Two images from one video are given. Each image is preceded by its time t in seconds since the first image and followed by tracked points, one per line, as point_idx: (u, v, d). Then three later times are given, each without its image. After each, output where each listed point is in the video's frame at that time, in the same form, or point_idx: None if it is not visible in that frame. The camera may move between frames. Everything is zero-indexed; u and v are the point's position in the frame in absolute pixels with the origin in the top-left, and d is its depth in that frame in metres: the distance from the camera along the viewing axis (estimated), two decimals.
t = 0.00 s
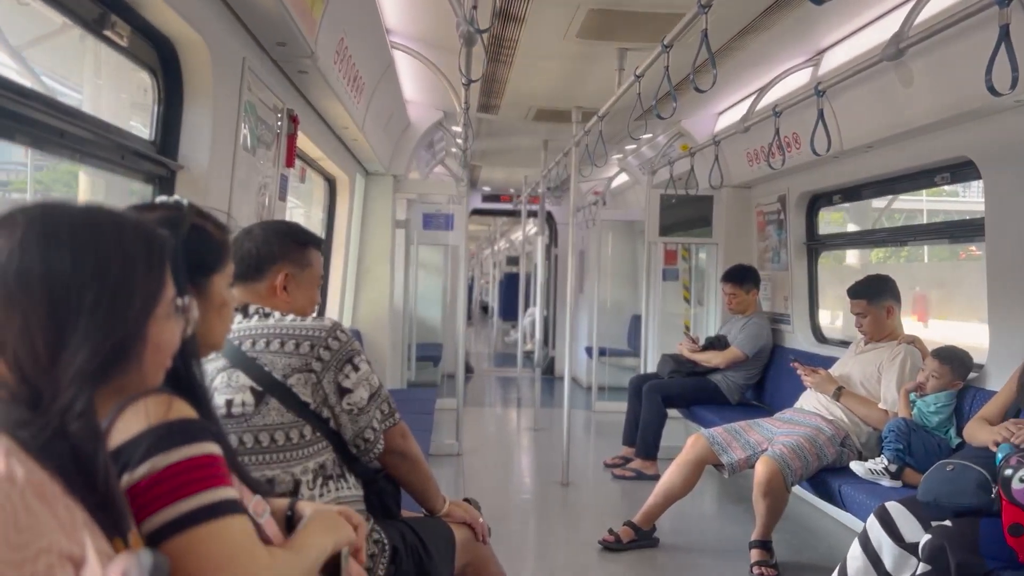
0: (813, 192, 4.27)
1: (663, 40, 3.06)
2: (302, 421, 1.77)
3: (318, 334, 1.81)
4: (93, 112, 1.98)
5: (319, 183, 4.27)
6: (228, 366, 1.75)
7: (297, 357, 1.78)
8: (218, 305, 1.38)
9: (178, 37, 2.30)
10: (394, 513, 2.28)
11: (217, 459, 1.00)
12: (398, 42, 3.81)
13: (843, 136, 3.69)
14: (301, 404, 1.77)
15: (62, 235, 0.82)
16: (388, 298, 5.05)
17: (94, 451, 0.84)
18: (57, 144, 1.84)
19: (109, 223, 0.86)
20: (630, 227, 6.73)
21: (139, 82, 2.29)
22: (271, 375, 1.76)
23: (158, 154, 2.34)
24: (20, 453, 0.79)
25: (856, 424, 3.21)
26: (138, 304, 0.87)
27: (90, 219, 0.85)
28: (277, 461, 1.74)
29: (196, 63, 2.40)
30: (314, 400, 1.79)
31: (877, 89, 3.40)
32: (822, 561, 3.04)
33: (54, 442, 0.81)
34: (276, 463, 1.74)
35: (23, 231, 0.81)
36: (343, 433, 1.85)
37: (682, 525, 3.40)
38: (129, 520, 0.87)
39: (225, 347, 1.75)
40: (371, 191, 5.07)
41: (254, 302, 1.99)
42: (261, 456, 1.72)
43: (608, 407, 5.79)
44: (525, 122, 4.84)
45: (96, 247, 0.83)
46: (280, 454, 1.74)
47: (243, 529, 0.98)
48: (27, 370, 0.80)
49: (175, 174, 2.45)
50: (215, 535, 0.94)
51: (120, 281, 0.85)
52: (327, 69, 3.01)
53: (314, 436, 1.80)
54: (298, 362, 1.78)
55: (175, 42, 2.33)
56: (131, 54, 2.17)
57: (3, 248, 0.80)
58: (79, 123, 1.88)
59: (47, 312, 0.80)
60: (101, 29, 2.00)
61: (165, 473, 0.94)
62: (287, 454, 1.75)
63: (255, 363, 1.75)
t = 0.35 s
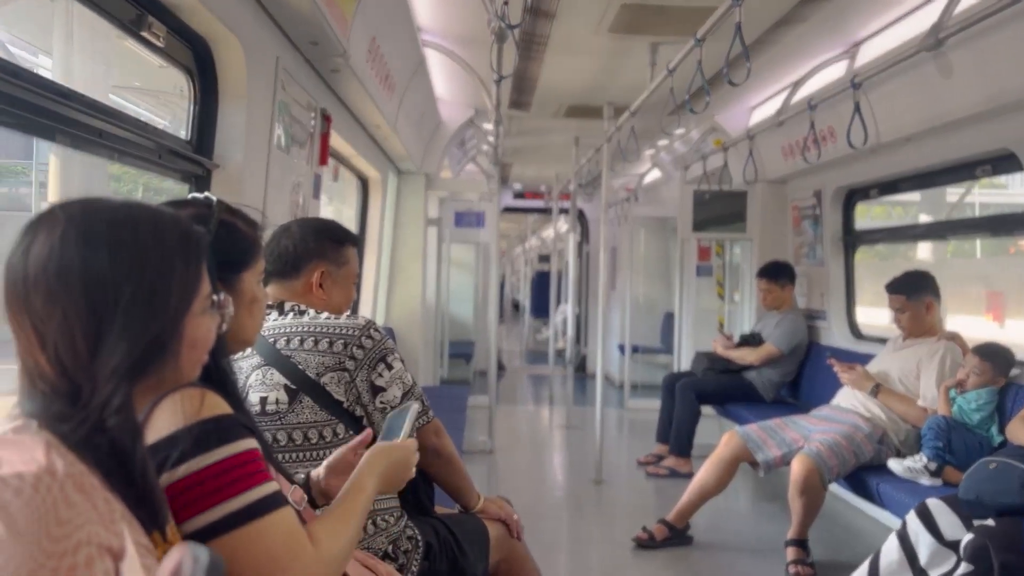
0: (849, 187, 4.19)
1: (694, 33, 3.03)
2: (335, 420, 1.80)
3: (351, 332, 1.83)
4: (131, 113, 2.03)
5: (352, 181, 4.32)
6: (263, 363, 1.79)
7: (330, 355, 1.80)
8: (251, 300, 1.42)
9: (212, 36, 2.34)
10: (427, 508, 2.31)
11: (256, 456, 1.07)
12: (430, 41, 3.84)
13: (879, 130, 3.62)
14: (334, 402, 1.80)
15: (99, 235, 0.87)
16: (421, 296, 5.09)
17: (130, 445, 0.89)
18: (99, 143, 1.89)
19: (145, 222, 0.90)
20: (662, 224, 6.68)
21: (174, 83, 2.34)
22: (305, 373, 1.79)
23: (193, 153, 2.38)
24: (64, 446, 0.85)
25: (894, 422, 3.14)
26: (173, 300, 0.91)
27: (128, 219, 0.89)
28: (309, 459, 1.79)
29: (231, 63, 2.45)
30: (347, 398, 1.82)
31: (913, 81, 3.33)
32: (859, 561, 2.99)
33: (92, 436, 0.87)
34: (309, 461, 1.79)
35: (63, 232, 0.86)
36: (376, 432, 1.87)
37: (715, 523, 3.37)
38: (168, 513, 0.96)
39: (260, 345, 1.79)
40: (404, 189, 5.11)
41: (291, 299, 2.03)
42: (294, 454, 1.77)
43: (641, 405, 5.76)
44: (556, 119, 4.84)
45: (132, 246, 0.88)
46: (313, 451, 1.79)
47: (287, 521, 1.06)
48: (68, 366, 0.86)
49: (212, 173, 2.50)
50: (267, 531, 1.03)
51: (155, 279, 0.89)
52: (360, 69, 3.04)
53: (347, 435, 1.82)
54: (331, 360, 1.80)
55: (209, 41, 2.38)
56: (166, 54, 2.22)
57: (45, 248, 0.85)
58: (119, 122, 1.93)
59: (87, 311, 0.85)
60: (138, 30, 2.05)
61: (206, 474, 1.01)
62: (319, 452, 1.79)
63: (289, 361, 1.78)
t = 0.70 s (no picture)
0: (894, 180, 4.10)
1: (737, 26, 2.99)
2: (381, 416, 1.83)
3: (396, 330, 1.84)
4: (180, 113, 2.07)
5: (391, 180, 4.35)
6: (310, 361, 1.82)
7: (376, 352, 1.81)
8: (298, 301, 1.49)
9: (257, 36, 2.38)
10: (473, 506, 2.31)
11: (316, 448, 1.16)
12: (469, 39, 3.85)
13: (926, 122, 3.53)
14: (380, 399, 1.82)
15: (174, 232, 0.89)
16: (460, 295, 5.11)
17: (199, 441, 0.91)
18: (145, 144, 1.93)
19: (217, 219, 0.93)
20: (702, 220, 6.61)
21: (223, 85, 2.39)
22: (352, 370, 1.81)
23: (240, 152, 2.42)
24: (133, 438, 0.86)
25: (943, 420, 3.07)
26: (242, 298, 0.94)
27: (201, 217, 0.92)
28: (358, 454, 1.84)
29: (276, 63, 2.49)
30: (393, 395, 1.84)
31: (962, 71, 3.24)
32: (908, 561, 2.93)
33: (163, 431, 0.89)
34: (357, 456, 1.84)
35: (138, 228, 0.89)
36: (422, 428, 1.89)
37: (759, 523, 3.33)
38: (230, 508, 0.98)
39: (306, 343, 1.81)
40: (443, 188, 5.14)
41: (335, 298, 2.06)
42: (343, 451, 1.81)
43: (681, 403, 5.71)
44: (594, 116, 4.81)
45: (206, 244, 0.91)
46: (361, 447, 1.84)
47: (353, 504, 1.16)
48: (141, 361, 0.89)
49: (257, 173, 2.54)
50: (338, 517, 1.13)
51: (227, 276, 0.92)
52: (401, 68, 3.06)
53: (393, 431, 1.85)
54: (377, 357, 1.82)
55: (254, 40, 2.42)
56: (214, 56, 2.26)
57: (121, 245, 0.88)
58: (167, 124, 1.96)
59: (162, 307, 0.88)
60: (189, 32, 2.09)
61: (271, 469, 1.11)
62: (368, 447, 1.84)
63: (336, 358, 1.80)
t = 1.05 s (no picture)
0: (954, 170, 3.98)
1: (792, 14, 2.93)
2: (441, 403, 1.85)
3: (453, 316, 1.87)
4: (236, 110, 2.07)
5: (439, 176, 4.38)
6: (370, 349, 1.84)
7: (434, 338, 1.84)
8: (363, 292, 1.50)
9: (313, 34, 2.42)
10: (528, 497, 2.32)
11: (380, 438, 1.24)
12: (520, 32, 3.86)
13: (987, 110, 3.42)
14: (440, 386, 1.84)
15: (273, 233, 0.89)
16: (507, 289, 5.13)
17: (284, 434, 0.95)
18: (194, 140, 1.93)
19: (312, 219, 0.93)
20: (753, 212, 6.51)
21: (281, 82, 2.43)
22: (411, 357, 1.83)
23: (297, 148, 2.45)
24: (224, 433, 0.89)
25: (1009, 415, 2.96)
26: (332, 297, 0.95)
27: (297, 217, 0.92)
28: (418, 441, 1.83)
29: (331, 60, 2.52)
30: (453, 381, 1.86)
31: None
32: (971, 561, 2.85)
33: (249, 424, 0.92)
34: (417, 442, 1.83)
35: (237, 228, 0.89)
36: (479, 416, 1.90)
37: (814, 519, 3.27)
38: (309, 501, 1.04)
39: (366, 331, 1.84)
40: (491, 183, 5.16)
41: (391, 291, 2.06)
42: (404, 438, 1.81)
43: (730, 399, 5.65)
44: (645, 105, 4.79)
45: (302, 244, 0.91)
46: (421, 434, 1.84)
47: (418, 492, 1.24)
48: (239, 361, 0.90)
49: (314, 169, 2.57)
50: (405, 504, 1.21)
51: (321, 277, 0.93)
52: (454, 62, 3.08)
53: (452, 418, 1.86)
54: (436, 343, 1.84)
55: (310, 38, 2.46)
56: (272, 53, 2.30)
57: (221, 244, 0.87)
58: (222, 120, 1.97)
59: (260, 308, 0.88)
60: (249, 30, 2.14)
61: (341, 458, 1.20)
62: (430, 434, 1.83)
63: (396, 345, 1.82)
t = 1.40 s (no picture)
0: None
1: None
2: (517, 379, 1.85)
3: (524, 293, 1.86)
4: (304, 90, 2.00)
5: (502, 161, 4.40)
6: (445, 329, 1.85)
7: (507, 315, 1.83)
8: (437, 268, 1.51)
9: (384, 15, 2.44)
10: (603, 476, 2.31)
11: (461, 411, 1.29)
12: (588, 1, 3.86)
13: None
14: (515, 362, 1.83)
15: (353, 207, 0.93)
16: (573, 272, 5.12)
17: (370, 404, 1.00)
18: (264, 122, 1.87)
19: (392, 193, 0.96)
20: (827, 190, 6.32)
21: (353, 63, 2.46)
22: (486, 335, 1.84)
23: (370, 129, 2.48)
24: (314, 404, 0.95)
25: None
26: (413, 268, 0.98)
27: (377, 191, 0.96)
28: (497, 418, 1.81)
29: (401, 40, 2.54)
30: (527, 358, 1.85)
31: None
32: None
33: (337, 394, 0.97)
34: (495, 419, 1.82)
35: (319, 204, 0.93)
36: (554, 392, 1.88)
37: (894, 505, 3.17)
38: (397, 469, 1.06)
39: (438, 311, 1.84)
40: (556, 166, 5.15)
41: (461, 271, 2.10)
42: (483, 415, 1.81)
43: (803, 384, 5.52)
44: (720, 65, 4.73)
45: (382, 218, 0.95)
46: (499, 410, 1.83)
47: (498, 465, 1.29)
48: (325, 331, 0.95)
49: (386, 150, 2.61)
50: (487, 476, 1.28)
51: (402, 250, 0.96)
52: (523, 39, 3.07)
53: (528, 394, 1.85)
54: (510, 321, 1.84)
55: (382, 19, 2.48)
56: (342, 33, 2.30)
57: (305, 219, 0.92)
58: (291, 100, 1.91)
59: (343, 281, 0.93)
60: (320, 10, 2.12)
61: (427, 430, 1.26)
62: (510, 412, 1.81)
63: (470, 323, 1.83)
